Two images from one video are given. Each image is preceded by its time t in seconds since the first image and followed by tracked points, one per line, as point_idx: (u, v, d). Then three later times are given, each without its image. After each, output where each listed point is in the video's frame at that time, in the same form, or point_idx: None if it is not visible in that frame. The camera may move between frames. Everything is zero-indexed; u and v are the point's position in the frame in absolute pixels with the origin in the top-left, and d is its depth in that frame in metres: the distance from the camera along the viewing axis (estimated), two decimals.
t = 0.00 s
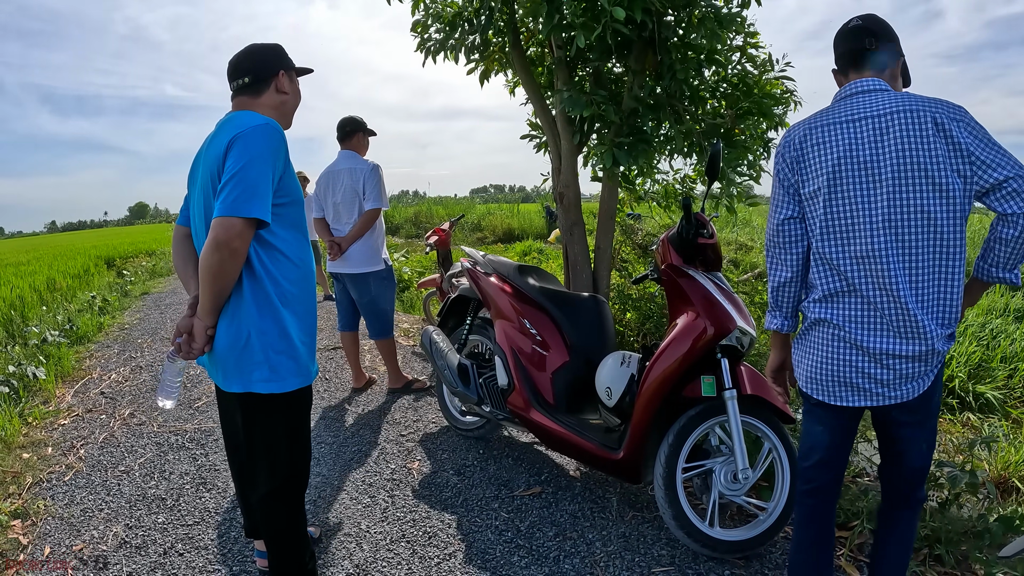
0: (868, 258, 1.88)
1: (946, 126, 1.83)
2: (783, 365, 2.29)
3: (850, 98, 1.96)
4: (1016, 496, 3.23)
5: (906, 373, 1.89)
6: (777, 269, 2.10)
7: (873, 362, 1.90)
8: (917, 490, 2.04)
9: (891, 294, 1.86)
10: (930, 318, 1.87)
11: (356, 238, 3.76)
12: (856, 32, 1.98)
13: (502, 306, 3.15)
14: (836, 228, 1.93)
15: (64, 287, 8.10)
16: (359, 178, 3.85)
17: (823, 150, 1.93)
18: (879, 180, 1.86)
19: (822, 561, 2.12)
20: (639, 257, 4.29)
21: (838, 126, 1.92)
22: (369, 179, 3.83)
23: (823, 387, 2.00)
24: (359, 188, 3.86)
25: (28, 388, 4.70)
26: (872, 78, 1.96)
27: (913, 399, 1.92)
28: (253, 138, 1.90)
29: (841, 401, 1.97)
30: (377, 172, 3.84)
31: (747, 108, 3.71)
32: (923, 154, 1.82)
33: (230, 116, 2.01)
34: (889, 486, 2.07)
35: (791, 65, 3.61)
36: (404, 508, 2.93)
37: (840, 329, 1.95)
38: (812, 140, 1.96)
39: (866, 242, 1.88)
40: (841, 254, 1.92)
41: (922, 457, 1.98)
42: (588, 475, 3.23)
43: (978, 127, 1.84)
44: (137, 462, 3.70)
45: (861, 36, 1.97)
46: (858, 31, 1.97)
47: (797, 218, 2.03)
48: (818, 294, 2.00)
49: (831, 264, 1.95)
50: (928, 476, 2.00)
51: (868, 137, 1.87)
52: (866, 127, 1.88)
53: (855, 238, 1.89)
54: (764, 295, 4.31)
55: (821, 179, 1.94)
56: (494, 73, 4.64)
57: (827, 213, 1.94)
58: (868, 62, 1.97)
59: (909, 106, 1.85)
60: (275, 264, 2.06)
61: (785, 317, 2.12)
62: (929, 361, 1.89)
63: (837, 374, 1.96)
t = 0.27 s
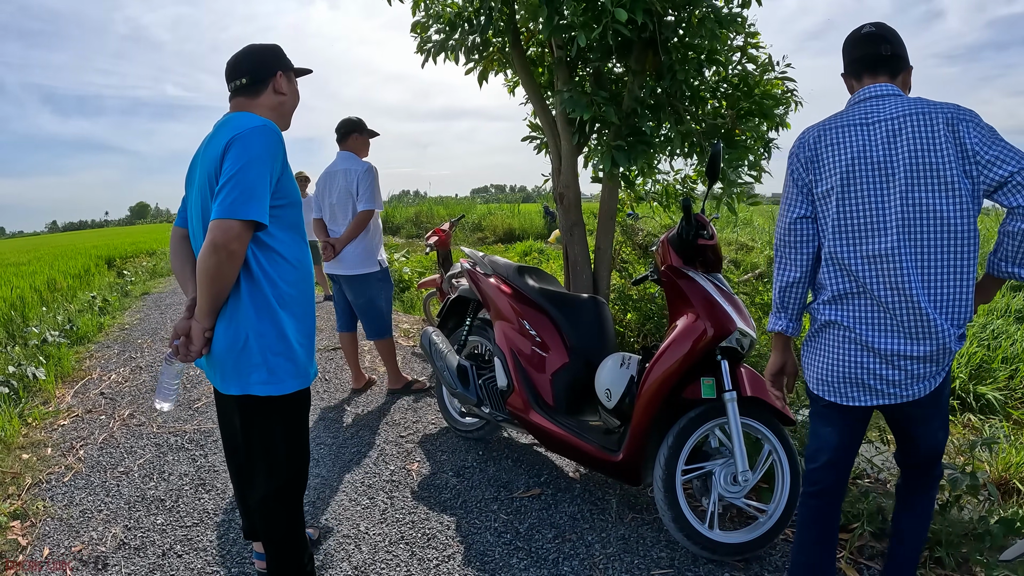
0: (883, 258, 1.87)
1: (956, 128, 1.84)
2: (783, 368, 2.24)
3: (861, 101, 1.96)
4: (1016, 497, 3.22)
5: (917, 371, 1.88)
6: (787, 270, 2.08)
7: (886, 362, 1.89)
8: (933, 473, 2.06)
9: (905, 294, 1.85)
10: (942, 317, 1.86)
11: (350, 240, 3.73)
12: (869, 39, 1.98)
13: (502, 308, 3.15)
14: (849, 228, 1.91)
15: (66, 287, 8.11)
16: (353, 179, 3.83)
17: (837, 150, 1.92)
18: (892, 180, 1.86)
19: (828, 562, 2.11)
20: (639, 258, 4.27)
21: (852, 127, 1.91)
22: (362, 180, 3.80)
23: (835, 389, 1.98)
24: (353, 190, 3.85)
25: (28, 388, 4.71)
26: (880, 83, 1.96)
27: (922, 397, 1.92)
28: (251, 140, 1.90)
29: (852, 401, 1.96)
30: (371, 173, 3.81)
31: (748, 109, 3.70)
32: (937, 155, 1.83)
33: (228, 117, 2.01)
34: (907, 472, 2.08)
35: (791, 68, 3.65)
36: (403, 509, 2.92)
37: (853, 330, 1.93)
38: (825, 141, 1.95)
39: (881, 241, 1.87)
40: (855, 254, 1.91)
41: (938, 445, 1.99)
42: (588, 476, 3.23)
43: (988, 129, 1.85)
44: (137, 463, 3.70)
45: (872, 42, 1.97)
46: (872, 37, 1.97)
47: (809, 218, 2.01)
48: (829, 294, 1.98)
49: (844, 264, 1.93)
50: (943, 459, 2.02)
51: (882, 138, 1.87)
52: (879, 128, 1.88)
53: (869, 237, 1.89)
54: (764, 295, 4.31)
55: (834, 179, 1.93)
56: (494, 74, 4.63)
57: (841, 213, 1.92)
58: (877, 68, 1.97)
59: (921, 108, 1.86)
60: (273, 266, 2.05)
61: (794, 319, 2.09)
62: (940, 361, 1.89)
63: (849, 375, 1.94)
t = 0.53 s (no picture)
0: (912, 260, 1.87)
1: (991, 143, 1.86)
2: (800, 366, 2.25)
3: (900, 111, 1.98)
4: (1017, 499, 3.21)
5: (940, 376, 1.88)
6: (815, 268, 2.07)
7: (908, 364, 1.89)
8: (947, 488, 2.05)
9: (932, 298, 1.85)
10: (967, 326, 1.86)
11: (347, 242, 3.73)
12: (910, 57, 1.98)
13: (502, 309, 3.14)
14: (880, 229, 1.91)
15: (67, 287, 8.12)
16: (350, 180, 3.82)
17: (874, 153, 1.93)
18: (926, 186, 1.87)
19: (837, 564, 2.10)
20: (640, 258, 4.25)
21: (889, 132, 1.93)
22: (359, 181, 3.79)
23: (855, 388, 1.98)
24: (350, 191, 3.84)
25: (28, 388, 4.71)
26: (912, 101, 1.98)
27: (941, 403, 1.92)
28: (249, 141, 1.90)
29: (872, 402, 1.95)
30: (367, 175, 3.80)
31: (748, 110, 3.69)
32: (971, 165, 1.84)
33: (226, 119, 2.00)
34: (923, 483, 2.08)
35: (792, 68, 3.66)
36: (402, 511, 2.92)
37: (877, 330, 1.92)
38: (863, 143, 1.97)
39: (911, 245, 1.87)
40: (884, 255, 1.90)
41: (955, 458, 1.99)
42: (588, 477, 3.23)
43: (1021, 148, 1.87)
44: (137, 464, 3.71)
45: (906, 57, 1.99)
46: (913, 55, 1.98)
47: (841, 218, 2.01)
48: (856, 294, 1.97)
49: (872, 264, 1.93)
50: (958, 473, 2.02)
51: (918, 144, 1.89)
52: (917, 134, 1.89)
53: (900, 239, 1.88)
54: (764, 296, 4.30)
55: (869, 180, 1.93)
56: (495, 74, 4.62)
57: (874, 213, 1.92)
58: (908, 85, 1.99)
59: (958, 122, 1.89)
60: (271, 267, 2.05)
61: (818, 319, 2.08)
62: (959, 368, 1.88)
63: (871, 375, 1.94)
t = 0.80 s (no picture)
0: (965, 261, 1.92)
1: None
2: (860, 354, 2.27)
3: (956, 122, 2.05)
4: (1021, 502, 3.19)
5: (982, 374, 1.94)
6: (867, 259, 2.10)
7: (955, 363, 1.93)
8: (963, 479, 2.15)
9: (981, 298, 1.91)
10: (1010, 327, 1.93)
11: (347, 243, 3.72)
12: (971, 74, 2.07)
13: (504, 310, 3.14)
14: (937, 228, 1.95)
15: (70, 286, 8.14)
16: (350, 181, 3.82)
17: (936, 154, 1.98)
18: (984, 192, 1.93)
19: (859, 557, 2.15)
20: (643, 259, 4.22)
21: (953, 135, 1.99)
22: (359, 182, 3.78)
23: (901, 383, 1.99)
24: (351, 191, 3.83)
25: (30, 388, 4.73)
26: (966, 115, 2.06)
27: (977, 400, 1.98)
28: (249, 140, 1.90)
29: (919, 396, 1.97)
30: (367, 176, 3.78)
31: (751, 110, 3.68)
32: None
33: (226, 119, 2.00)
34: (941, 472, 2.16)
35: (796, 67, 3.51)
36: (404, 512, 2.91)
37: (933, 325, 1.94)
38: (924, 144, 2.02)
39: (965, 246, 1.92)
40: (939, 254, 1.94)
41: (977, 453, 2.08)
42: (590, 479, 3.22)
43: None
44: (138, 464, 3.71)
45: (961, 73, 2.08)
46: (975, 72, 2.07)
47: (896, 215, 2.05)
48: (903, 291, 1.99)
49: (927, 260, 1.96)
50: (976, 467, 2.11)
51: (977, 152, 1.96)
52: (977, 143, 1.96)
53: (954, 240, 1.93)
54: (767, 297, 4.29)
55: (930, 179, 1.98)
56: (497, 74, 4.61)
57: (932, 212, 1.96)
58: (966, 99, 2.09)
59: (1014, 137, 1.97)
60: (271, 267, 2.05)
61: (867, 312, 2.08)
62: (1000, 367, 1.95)
63: (923, 368, 1.95)
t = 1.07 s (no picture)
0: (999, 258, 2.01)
1: None
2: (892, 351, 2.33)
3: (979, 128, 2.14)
4: None
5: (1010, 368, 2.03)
6: (899, 254, 2.15)
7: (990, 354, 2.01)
8: (978, 479, 2.19)
9: (1010, 294, 2.01)
10: None
11: (354, 242, 3.72)
12: (983, 87, 2.17)
13: (508, 310, 3.13)
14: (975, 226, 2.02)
15: (74, 286, 8.15)
16: (356, 181, 3.82)
17: (971, 155, 2.06)
18: (1010, 195, 2.04)
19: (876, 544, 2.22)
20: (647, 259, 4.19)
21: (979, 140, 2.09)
22: (365, 183, 3.79)
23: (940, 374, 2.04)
24: (356, 191, 3.83)
25: (34, 387, 4.74)
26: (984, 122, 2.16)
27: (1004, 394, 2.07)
28: (245, 139, 1.89)
29: (956, 394, 2.03)
30: (375, 175, 3.80)
31: (756, 110, 3.66)
32: None
33: (228, 118, 2.01)
34: (954, 472, 2.21)
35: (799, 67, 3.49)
36: (407, 512, 2.91)
37: (970, 321, 2.01)
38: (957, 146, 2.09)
39: (999, 244, 2.02)
40: (976, 252, 2.02)
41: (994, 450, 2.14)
42: (594, 479, 3.21)
43: None
44: (141, 463, 3.71)
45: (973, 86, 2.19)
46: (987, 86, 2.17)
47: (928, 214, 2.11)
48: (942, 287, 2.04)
49: (963, 257, 2.02)
50: (990, 465, 2.16)
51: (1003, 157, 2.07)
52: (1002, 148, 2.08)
53: (989, 238, 2.01)
54: (771, 298, 4.29)
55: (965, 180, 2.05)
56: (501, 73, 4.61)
57: (970, 212, 2.03)
58: (983, 112, 2.19)
59: None
60: (268, 266, 2.03)
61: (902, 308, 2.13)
62: None
63: (962, 363, 2.01)
